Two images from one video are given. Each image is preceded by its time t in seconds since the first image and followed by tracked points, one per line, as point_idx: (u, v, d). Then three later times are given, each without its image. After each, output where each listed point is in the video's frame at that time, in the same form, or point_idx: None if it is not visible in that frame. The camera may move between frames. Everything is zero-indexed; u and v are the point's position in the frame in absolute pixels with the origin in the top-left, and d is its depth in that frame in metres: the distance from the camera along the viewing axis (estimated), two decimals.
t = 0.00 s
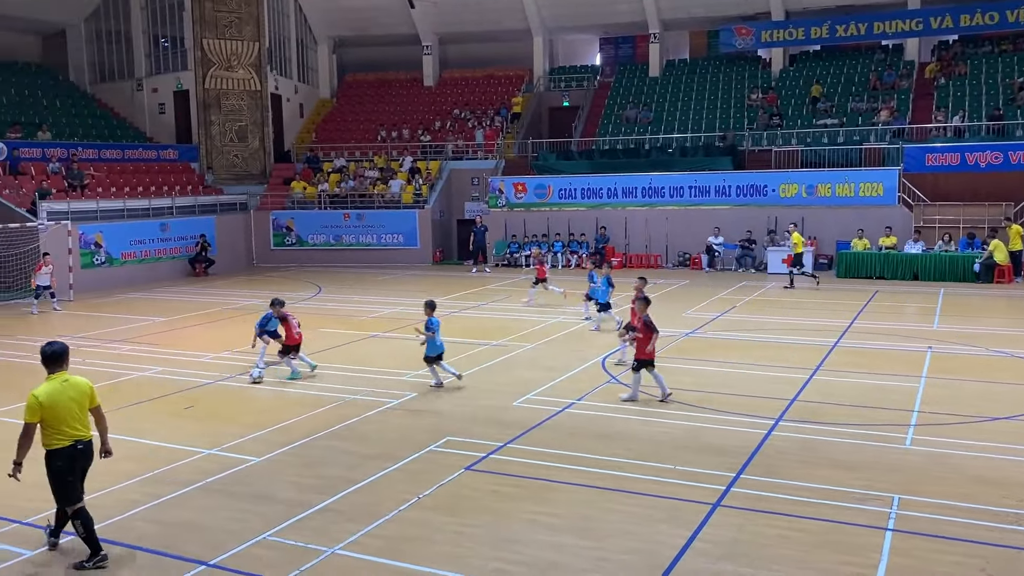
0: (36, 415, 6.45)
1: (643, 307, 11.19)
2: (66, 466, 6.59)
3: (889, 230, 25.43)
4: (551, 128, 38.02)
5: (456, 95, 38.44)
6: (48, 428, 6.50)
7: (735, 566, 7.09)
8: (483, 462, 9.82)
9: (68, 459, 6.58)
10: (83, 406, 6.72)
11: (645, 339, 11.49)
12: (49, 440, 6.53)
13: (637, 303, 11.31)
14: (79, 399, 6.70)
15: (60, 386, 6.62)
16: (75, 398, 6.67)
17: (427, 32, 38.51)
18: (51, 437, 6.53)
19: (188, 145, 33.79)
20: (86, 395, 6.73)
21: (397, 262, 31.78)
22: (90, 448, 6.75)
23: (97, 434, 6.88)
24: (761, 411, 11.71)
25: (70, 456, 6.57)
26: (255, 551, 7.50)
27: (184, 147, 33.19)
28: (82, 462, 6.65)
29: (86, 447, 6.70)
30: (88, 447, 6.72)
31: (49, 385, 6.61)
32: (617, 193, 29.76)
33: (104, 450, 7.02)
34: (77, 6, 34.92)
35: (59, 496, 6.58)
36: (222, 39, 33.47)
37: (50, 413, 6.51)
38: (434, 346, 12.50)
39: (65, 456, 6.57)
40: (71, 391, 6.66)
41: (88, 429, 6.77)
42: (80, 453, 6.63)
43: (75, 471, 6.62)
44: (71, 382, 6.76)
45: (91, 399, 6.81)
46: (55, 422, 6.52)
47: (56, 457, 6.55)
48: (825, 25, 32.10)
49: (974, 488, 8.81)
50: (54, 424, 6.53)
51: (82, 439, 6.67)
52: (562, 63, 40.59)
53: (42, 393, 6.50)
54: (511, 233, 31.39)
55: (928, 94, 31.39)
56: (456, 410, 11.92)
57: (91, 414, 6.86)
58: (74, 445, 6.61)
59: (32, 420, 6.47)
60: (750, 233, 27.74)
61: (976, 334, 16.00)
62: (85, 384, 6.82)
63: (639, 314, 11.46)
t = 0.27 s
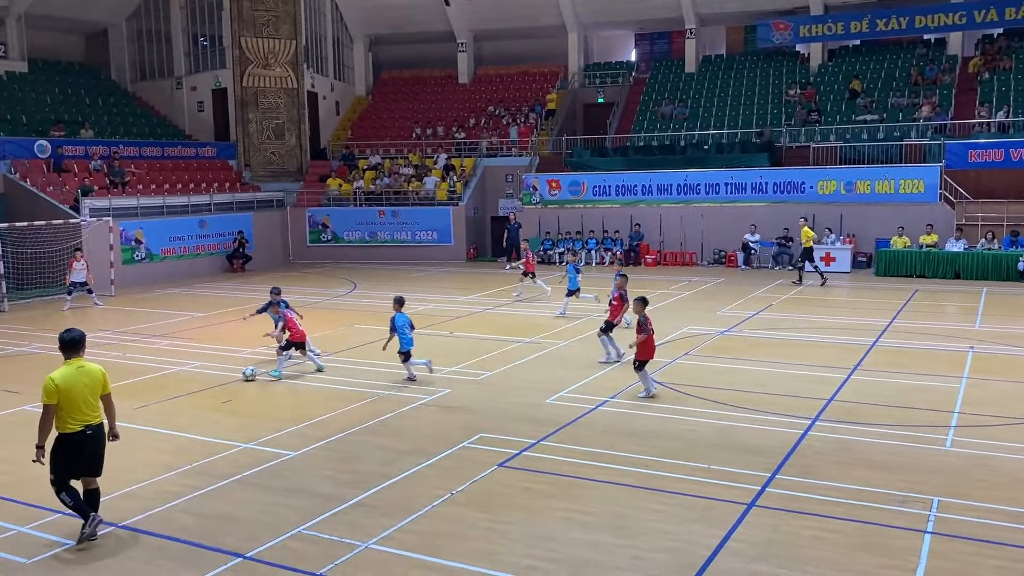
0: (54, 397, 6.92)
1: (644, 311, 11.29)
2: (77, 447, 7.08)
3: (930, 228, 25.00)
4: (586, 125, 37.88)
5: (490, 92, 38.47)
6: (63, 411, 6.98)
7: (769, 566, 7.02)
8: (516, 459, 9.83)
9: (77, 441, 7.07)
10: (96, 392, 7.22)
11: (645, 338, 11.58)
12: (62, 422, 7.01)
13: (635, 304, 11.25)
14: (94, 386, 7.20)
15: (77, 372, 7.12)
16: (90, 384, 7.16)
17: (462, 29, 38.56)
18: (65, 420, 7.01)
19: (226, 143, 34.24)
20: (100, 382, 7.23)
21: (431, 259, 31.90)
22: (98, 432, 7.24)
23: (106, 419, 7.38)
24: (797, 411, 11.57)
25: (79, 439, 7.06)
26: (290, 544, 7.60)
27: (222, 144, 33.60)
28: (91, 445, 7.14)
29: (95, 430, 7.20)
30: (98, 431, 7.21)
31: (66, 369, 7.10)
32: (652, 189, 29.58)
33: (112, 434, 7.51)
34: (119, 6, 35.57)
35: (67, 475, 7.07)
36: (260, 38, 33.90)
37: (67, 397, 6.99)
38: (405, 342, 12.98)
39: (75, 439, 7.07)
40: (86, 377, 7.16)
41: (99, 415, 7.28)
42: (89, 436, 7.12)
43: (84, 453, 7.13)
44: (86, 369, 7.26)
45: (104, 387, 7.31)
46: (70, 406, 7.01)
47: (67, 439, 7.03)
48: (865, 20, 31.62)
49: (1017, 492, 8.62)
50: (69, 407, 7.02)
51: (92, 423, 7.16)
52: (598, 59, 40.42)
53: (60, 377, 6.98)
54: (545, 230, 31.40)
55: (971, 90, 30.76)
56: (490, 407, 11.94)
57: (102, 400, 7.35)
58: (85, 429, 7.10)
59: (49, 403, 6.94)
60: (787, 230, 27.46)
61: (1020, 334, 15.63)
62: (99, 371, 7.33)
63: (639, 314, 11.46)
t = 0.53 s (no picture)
0: (84, 391, 7.13)
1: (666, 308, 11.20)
2: (106, 438, 7.34)
3: (985, 225, 24.42)
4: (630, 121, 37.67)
5: (534, 89, 38.47)
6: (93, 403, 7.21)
7: (817, 568, 6.92)
8: (560, 456, 9.83)
9: (106, 431, 7.32)
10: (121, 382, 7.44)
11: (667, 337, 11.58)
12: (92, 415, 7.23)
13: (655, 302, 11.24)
14: (120, 376, 7.42)
15: (104, 365, 7.31)
16: (116, 376, 7.37)
17: (506, 27, 38.58)
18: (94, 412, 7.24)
19: (274, 141, 34.76)
20: (125, 373, 7.45)
21: (475, 256, 32.03)
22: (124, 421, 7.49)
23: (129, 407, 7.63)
24: (845, 411, 11.38)
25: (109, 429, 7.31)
26: (337, 537, 7.71)
27: (271, 142, 34.12)
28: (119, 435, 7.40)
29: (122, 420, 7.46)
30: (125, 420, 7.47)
31: (92, 363, 7.28)
32: (697, 186, 29.27)
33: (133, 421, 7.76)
34: (172, 7, 36.31)
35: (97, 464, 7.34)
36: (307, 37, 34.40)
37: (96, 390, 7.21)
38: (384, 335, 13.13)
39: (104, 429, 7.32)
40: (113, 369, 7.36)
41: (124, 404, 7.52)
42: (117, 426, 7.37)
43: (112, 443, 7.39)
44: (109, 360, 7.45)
45: (127, 377, 7.53)
46: (99, 398, 7.23)
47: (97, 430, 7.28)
48: (918, 12, 31.12)
49: None
50: (98, 399, 7.24)
51: (118, 414, 7.40)
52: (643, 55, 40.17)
53: (89, 371, 7.17)
54: (588, 227, 31.30)
55: None
56: (533, 403, 11.96)
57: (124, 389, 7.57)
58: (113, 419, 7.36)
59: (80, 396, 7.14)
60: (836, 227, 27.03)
61: None
62: (122, 362, 7.53)
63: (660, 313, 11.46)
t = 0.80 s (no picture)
0: (103, 378, 7.63)
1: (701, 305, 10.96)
2: (126, 424, 7.78)
3: None
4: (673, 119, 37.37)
5: (576, 87, 38.37)
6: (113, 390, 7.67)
7: (865, 573, 6.80)
8: (601, 456, 9.79)
9: (126, 417, 7.77)
10: (142, 371, 7.90)
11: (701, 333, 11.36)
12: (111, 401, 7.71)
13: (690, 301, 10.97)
14: (140, 366, 7.88)
15: (124, 354, 7.80)
16: (136, 364, 7.84)
17: (548, 25, 38.52)
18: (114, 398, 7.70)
19: (318, 140, 35.15)
20: (146, 362, 7.90)
21: (516, 255, 32.05)
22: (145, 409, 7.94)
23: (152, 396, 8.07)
24: (893, 413, 11.16)
25: (128, 415, 7.76)
26: (380, 532, 7.78)
27: (315, 142, 34.53)
28: (138, 420, 7.84)
29: (142, 407, 7.90)
30: (145, 407, 7.91)
31: (113, 352, 7.78)
32: (741, 183, 28.93)
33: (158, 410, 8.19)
34: (219, 8, 36.92)
35: (119, 449, 7.78)
36: (350, 37, 34.70)
37: (115, 377, 7.69)
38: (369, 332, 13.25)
39: (125, 415, 7.77)
40: (133, 358, 7.84)
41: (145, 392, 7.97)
42: (136, 412, 7.81)
43: (133, 428, 7.83)
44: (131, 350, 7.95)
45: (149, 366, 7.99)
46: (118, 385, 7.70)
47: (118, 415, 7.74)
48: (969, 7, 30.65)
49: None
50: (118, 386, 7.72)
51: (138, 400, 7.85)
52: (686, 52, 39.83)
53: (108, 359, 7.67)
54: (629, 225, 31.06)
55: None
56: (575, 402, 11.93)
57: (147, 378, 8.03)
58: (132, 406, 7.80)
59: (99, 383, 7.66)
60: (883, 226, 26.54)
61: None
62: (143, 352, 8.01)
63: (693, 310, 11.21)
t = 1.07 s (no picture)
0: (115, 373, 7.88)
1: (725, 306, 10.95)
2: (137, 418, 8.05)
3: None
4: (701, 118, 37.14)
5: (603, 86, 38.27)
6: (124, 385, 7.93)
7: None
8: (628, 456, 9.75)
9: (137, 411, 8.04)
10: (152, 368, 8.16)
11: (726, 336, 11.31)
12: (123, 395, 7.97)
13: (714, 301, 10.96)
14: (150, 362, 8.14)
15: (135, 350, 8.05)
16: (146, 361, 8.10)
17: (576, 25, 38.44)
18: (126, 394, 7.97)
19: (346, 140, 35.41)
20: (156, 359, 8.16)
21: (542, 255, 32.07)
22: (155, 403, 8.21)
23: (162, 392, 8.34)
24: (924, 417, 11.01)
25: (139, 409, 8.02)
26: (406, 531, 7.81)
27: (343, 142, 34.77)
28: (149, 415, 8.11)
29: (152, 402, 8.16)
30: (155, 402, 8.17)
31: (125, 349, 8.05)
32: (771, 183, 28.71)
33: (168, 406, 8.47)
34: (249, 9, 37.30)
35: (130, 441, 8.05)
36: (379, 37, 34.86)
37: (126, 373, 7.95)
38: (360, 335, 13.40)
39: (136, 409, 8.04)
40: (143, 355, 8.09)
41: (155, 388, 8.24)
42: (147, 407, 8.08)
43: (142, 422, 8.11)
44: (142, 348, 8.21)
45: (159, 363, 8.26)
46: (130, 380, 7.97)
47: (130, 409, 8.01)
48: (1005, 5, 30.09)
49: None
50: (129, 381, 7.98)
51: (149, 395, 8.11)
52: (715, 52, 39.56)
53: (120, 355, 7.93)
54: (656, 225, 30.97)
55: None
56: (601, 403, 11.91)
57: (157, 374, 8.30)
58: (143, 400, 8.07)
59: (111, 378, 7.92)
60: (915, 227, 26.17)
61: None
62: (154, 349, 8.26)
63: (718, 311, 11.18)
